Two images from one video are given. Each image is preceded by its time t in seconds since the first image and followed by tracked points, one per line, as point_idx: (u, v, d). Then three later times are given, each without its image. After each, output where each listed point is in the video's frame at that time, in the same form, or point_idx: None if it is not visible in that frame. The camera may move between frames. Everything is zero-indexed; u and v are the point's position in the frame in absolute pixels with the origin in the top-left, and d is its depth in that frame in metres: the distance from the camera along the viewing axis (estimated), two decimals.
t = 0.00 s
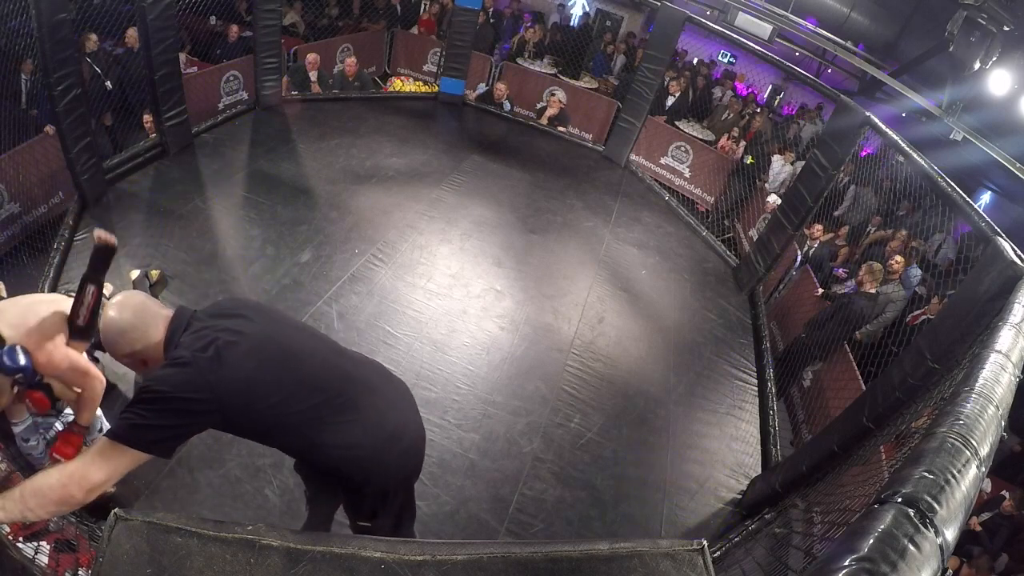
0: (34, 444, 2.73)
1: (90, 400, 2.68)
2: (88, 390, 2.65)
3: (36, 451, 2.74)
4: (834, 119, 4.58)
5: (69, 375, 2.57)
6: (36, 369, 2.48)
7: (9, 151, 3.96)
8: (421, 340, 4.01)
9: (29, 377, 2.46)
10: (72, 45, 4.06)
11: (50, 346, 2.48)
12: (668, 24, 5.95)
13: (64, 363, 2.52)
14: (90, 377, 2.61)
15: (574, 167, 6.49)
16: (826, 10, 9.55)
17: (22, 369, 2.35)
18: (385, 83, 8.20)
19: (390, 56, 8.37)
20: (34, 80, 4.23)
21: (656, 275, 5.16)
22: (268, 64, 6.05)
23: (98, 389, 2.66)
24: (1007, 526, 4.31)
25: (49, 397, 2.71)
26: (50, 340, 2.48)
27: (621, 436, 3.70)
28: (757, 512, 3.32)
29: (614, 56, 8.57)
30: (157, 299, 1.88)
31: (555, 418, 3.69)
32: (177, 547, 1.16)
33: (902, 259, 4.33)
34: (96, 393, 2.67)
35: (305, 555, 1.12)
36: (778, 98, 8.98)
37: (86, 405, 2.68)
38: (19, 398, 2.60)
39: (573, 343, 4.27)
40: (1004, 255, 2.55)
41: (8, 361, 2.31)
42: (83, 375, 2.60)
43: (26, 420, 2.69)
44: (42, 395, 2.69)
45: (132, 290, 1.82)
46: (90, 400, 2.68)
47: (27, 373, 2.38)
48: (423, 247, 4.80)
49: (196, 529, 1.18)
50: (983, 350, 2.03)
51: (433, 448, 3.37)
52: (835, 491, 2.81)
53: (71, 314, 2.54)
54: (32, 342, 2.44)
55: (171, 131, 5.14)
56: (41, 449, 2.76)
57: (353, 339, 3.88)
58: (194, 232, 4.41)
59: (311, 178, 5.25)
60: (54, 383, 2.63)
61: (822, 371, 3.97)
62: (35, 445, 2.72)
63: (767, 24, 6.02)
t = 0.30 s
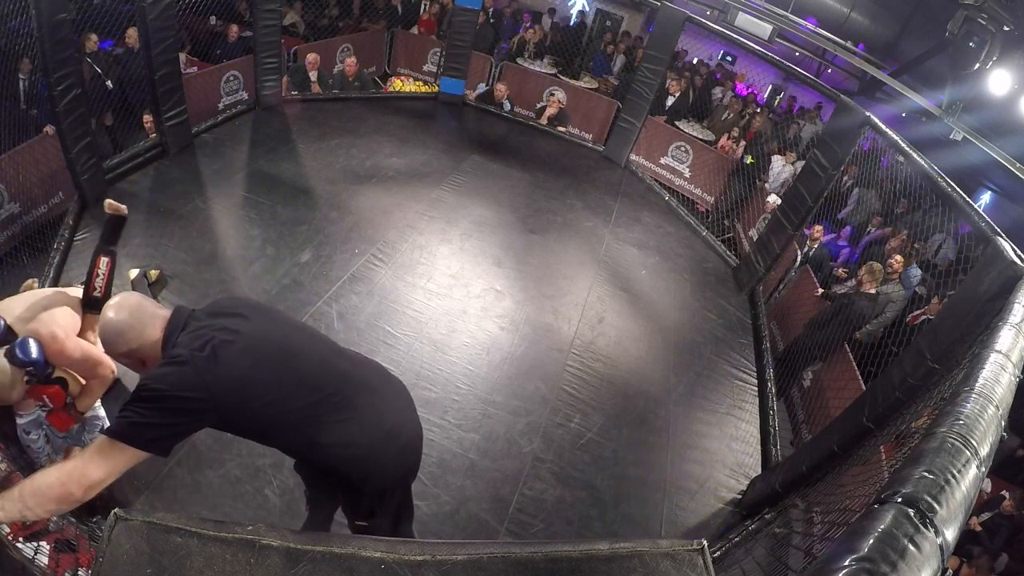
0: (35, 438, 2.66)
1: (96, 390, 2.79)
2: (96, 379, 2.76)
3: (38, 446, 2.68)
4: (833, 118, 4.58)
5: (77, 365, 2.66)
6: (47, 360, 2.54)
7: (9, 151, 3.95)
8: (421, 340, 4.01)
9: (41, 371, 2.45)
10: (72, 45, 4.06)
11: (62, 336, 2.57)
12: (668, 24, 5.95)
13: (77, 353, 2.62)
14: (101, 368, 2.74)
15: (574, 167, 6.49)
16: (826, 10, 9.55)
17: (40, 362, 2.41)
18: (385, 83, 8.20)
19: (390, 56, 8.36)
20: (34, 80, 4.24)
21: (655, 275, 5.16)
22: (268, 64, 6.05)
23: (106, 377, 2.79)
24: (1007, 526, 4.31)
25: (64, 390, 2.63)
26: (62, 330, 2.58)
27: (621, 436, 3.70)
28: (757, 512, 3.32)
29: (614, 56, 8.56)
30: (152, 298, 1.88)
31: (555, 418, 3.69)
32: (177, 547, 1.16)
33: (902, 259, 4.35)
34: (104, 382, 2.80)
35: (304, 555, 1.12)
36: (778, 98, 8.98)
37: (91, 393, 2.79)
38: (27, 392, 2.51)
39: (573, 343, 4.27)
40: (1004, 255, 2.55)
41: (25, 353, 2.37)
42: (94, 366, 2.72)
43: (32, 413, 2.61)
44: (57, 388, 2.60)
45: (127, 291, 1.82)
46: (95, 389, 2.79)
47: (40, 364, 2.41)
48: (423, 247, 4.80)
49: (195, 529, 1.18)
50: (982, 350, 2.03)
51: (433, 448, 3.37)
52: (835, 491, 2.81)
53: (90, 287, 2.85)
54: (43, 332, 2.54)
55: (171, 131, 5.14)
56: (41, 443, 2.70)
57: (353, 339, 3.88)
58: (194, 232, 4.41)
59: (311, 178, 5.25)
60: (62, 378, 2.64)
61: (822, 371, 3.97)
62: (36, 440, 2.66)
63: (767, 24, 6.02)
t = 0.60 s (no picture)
0: (31, 437, 2.71)
1: (92, 388, 2.65)
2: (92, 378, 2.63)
3: (35, 446, 2.73)
4: (833, 118, 4.58)
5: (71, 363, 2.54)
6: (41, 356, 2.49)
7: (9, 151, 3.95)
8: (421, 340, 4.01)
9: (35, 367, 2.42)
10: (72, 45, 4.06)
11: (53, 331, 2.49)
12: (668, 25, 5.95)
13: (70, 349, 2.50)
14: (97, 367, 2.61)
15: (574, 167, 6.49)
16: (826, 10, 9.55)
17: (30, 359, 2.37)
18: (385, 83, 8.19)
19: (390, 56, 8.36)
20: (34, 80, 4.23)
21: (655, 275, 5.16)
22: (268, 64, 6.05)
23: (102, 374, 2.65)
24: (1007, 526, 4.31)
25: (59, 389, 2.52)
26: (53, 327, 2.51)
27: (621, 436, 3.70)
28: (757, 512, 3.32)
29: (614, 56, 8.56)
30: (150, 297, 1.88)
31: (555, 418, 3.69)
32: (177, 547, 1.16)
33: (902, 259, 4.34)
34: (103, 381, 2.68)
35: (304, 555, 1.12)
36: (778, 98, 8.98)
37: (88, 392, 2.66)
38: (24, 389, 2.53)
39: (573, 343, 4.27)
40: (1004, 255, 2.55)
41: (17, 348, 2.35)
42: (89, 363, 2.58)
43: (29, 413, 2.67)
44: (51, 387, 2.50)
45: (124, 291, 1.81)
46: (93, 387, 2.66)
47: (32, 360, 2.38)
48: (423, 247, 4.80)
49: (196, 529, 1.18)
50: (983, 350, 2.03)
51: (433, 448, 3.37)
52: (835, 491, 2.81)
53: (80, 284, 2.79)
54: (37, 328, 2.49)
55: (171, 131, 5.14)
56: (39, 443, 2.74)
57: (353, 339, 3.88)
58: (194, 232, 4.41)
59: (311, 179, 5.25)
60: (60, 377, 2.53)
61: (822, 371, 3.97)
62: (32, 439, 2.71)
63: (767, 24, 6.03)
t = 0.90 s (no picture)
0: (29, 435, 2.69)
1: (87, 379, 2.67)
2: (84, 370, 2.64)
3: (32, 443, 2.71)
4: (833, 118, 4.58)
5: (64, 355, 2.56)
6: (33, 347, 2.52)
7: (9, 151, 3.95)
8: (421, 340, 4.01)
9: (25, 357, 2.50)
10: (72, 45, 4.06)
11: (45, 323, 2.50)
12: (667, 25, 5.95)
13: (61, 340, 2.51)
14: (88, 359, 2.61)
15: (574, 167, 6.50)
16: (826, 10, 9.55)
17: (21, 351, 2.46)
18: (385, 83, 8.19)
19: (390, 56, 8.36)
20: (34, 80, 4.23)
21: (655, 275, 5.16)
22: (268, 64, 6.05)
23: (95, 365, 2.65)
24: (1007, 526, 4.32)
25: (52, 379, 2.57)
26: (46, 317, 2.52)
27: (622, 436, 3.70)
28: (757, 512, 3.32)
29: (613, 56, 8.56)
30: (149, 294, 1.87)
31: (555, 418, 3.69)
32: (177, 547, 1.16)
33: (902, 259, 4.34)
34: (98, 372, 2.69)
35: (304, 555, 1.12)
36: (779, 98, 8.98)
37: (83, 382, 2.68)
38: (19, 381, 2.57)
39: (573, 343, 4.27)
40: (1004, 255, 2.55)
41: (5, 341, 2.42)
42: (83, 355, 2.59)
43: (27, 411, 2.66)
44: (43, 377, 2.55)
45: (123, 288, 1.80)
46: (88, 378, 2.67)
47: (23, 352, 2.47)
48: (423, 247, 4.80)
49: (196, 529, 1.18)
50: (983, 350, 2.03)
51: (433, 448, 3.37)
52: (835, 491, 2.81)
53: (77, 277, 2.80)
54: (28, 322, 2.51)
55: (171, 131, 5.14)
56: (36, 441, 2.72)
57: (353, 339, 3.88)
58: (194, 232, 4.41)
59: (311, 179, 5.25)
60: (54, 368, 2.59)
61: (822, 371, 3.97)
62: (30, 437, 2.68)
63: (767, 24, 6.03)
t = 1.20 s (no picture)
0: (37, 425, 2.66)
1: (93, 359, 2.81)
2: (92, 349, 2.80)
3: (40, 434, 2.68)
4: (833, 118, 4.58)
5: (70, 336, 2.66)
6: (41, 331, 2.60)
7: (9, 151, 3.95)
8: (421, 340, 4.01)
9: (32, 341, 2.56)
10: (72, 45, 4.06)
11: (53, 311, 2.57)
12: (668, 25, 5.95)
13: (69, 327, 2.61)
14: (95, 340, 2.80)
15: (574, 167, 6.50)
16: (826, 11, 9.55)
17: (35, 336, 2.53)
18: (386, 83, 8.19)
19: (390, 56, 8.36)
20: (33, 79, 4.23)
21: (655, 275, 5.16)
22: (268, 64, 6.05)
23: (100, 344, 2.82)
24: (1007, 526, 4.32)
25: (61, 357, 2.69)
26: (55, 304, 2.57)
27: (621, 436, 3.69)
28: (757, 512, 3.32)
29: (613, 56, 8.56)
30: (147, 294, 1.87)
31: (555, 418, 3.69)
32: (177, 547, 1.16)
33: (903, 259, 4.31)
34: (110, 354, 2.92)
35: (304, 555, 1.12)
36: (779, 98, 8.97)
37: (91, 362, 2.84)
38: (28, 362, 2.63)
39: (573, 343, 4.27)
40: (1005, 255, 2.55)
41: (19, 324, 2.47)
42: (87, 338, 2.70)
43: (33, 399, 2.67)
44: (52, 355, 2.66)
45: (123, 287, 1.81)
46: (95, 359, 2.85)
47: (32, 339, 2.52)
48: (423, 247, 4.80)
49: (196, 529, 1.18)
50: (983, 350, 2.02)
51: (433, 448, 3.37)
52: (835, 491, 2.81)
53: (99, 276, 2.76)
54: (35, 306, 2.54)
55: (172, 131, 5.14)
56: (43, 431, 2.69)
57: (353, 339, 3.88)
58: (194, 232, 4.41)
59: (311, 179, 5.25)
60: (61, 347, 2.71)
61: (822, 371, 3.96)
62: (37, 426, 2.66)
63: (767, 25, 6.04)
